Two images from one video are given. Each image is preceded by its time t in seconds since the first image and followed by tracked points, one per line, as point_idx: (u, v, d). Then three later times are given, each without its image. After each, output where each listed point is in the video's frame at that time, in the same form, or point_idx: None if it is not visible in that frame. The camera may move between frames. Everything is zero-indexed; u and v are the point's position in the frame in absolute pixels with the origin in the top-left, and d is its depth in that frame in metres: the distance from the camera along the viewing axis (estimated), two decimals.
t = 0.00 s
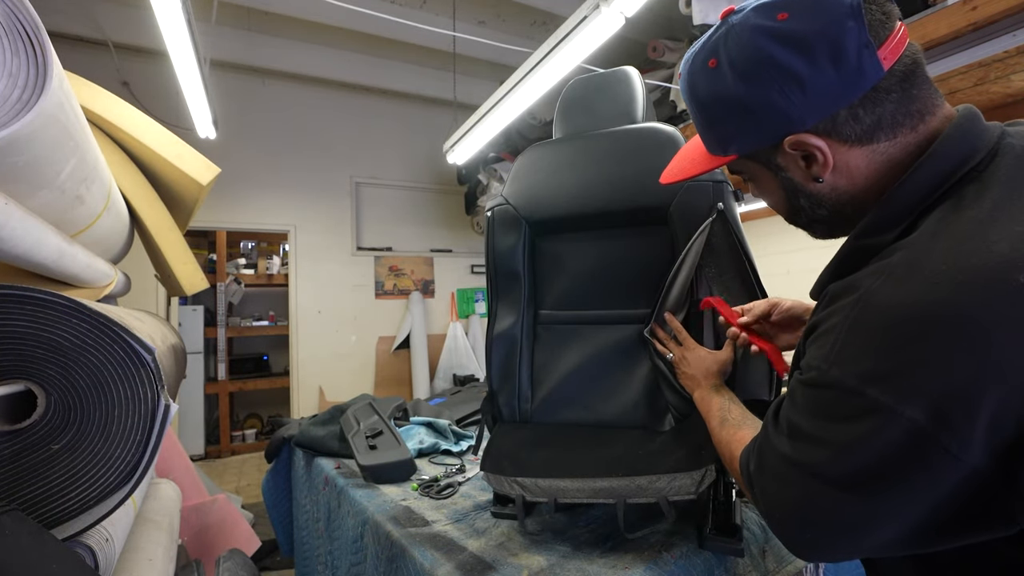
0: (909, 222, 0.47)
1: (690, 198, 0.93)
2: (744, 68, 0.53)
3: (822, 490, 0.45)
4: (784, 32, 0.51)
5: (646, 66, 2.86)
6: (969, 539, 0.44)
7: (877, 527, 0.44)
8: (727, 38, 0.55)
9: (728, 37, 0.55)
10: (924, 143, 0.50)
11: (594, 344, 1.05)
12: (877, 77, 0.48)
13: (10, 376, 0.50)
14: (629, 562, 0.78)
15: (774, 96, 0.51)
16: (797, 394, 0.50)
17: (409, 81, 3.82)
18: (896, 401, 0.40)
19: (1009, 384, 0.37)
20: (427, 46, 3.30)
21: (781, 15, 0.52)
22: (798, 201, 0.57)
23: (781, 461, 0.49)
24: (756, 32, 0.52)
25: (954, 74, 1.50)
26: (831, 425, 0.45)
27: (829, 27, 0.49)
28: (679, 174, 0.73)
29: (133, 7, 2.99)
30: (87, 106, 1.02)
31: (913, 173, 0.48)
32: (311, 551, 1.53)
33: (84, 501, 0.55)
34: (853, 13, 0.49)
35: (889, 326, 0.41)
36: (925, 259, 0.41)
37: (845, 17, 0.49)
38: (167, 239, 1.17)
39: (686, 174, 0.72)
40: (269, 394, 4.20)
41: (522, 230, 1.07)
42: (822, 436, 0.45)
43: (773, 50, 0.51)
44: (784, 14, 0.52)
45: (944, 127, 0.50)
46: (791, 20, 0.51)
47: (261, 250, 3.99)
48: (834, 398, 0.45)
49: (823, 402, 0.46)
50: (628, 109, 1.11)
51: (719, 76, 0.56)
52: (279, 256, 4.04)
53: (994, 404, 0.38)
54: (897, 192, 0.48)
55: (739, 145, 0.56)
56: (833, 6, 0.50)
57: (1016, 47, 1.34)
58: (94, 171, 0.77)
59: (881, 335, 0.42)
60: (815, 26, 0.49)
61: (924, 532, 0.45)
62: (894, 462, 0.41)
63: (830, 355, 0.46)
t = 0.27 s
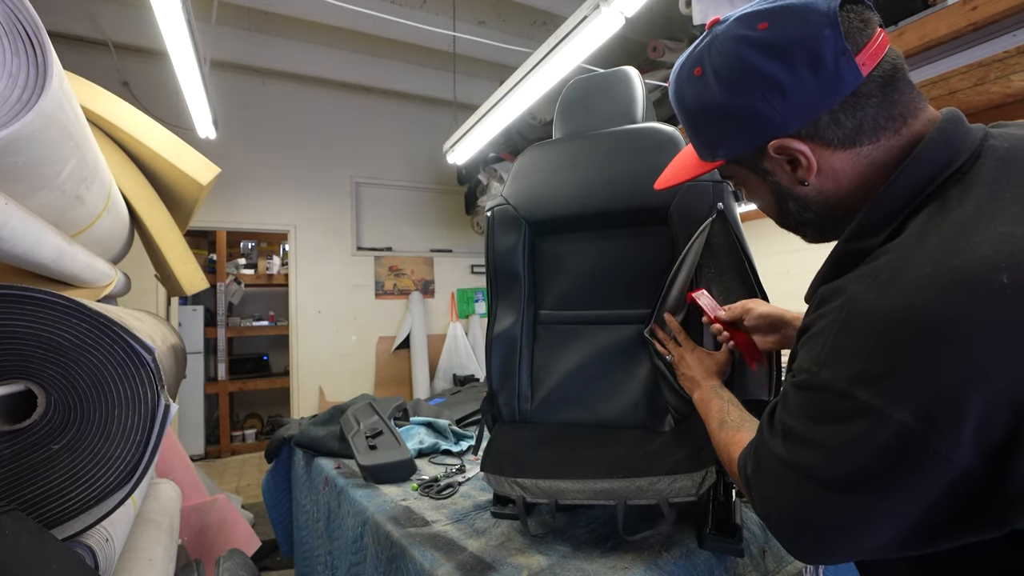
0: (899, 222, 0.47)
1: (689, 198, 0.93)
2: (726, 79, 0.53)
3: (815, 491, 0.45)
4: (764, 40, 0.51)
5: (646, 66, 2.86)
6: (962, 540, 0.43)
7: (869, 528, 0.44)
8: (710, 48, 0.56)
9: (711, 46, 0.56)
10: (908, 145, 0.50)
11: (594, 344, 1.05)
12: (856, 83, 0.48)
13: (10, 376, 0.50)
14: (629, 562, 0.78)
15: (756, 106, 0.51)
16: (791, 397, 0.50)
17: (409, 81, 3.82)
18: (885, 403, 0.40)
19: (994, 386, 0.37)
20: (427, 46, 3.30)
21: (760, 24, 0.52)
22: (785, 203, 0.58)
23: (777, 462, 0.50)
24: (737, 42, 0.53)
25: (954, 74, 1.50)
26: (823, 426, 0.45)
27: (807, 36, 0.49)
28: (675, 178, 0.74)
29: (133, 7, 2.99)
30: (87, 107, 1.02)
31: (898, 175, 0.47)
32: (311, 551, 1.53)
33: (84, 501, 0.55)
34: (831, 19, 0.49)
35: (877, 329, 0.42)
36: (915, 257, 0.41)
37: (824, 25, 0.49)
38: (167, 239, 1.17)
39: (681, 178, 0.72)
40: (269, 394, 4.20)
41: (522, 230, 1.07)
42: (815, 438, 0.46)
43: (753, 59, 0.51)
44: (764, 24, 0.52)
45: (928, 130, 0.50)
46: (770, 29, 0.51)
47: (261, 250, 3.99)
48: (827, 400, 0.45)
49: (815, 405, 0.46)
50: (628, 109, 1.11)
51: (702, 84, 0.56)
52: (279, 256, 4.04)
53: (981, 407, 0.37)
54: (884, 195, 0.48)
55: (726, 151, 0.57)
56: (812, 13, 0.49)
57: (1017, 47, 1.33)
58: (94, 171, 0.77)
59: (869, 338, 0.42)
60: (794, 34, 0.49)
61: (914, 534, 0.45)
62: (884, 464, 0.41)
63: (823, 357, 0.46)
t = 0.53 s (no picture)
0: (888, 225, 0.46)
1: (689, 199, 0.94)
2: (704, 96, 0.54)
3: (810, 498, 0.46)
4: (738, 58, 0.52)
5: (646, 66, 2.86)
6: (953, 548, 0.43)
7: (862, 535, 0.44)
8: (688, 67, 0.57)
9: (689, 65, 0.56)
10: (896, 150, 0.50)
11: (594, 344, 1.05)
12: (834, 93, 0.48)
13: (10, 376, 0.50)
14: (629, 562, 0.78)
15: (736, 121, 0.52)
16: (781, 405, 0.50)
17: (409, 81, 3.82)
18: (870, 412, 0.40)
19: (978, 395, 0.37)
20: (427, 46, 3.30)
21: (734, 41, 0.52)
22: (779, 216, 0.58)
23: (770, 469, 0.50)
24: (712, 60, 0.53)
25: (954, 75, 1.50)
26: (813, 436, 0.45)
27: (780, 50, 0.49)
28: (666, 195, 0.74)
29: (133, 7, 2.99)
30: (87, 107, 1.02)
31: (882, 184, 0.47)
32: (311, 551, 1.53)
33: (83, 501, 0.55)
34: (802, 33, 0.49)
35: (862, 339, 0.42)
36: (903, 262, 0.41)
37: (796, 38, 0.49)
38: (167, 239, 1.17)
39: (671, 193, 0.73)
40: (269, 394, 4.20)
41: (522, 230, 1.07)
42: (804, 446, 0.46)
43: (729, 75, 0.52)
44: (738, 40, 0.52)
45: (916, 132, 0.50)
46: (744, 46, 0.52)
47: (261, 250, 3.99)
48: (813, 409, 0.45)
49: (805, 413, 0.46)
50: (628, 109, 1.11)
51: (682, 102, 0.57)
52: (279, 256, 4.04)
53: (965, 416, 0.37)
54: (871, 202, 0.47)
55: (711, 166, 0.57)
56: (784, 29, 0.50)
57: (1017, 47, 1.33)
58: (94, 171, 0.77)
59: (854, 348, 0.42)
60: (766, 51, 0.50)
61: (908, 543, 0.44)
62: (872, 472, 0.41)
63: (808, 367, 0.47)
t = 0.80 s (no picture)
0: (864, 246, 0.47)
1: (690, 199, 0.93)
2: (664, 132, 0.55)
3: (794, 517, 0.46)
4: (694, 91, 0.53)
5: (646, 66, 2.86)
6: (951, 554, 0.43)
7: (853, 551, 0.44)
8: (649, 105, 0.58)
9: (649, 103, 0.58)
10: (866, 166, 0.49)
11: (594, 344, 1.05)
12: (790, 119, 0.48)
13: (10, 376, 0.50)
14: (629, 563, 0.78)
15: (696, 156, 0.53)
16: (769, 425, 0.50)
17: (409, 81, 3.82)
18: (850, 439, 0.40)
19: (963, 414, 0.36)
20: (427, 46, 3.30)
21: (687, 77, 0.54)
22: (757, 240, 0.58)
23: (757, 487, 0.50)
24: (670, 95, 0.55)
25: (954, 74, 1.50)
26: (797, 459, 0.45)
27: (730, 81, 0.50)
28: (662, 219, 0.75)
29: (133, 7, 2.99)
30: (87, 106, 1.02)
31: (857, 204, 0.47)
32: (311, 551, 1.53)
33: (84, 500, 0.55)
34: (750, 64, 0.50)
35: (840, 366, 0.42)
36: (899, 262, 0.41)
37: (745, 69, 0.50)
38: (167, 239, 1.17)
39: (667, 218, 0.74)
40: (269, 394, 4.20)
41: (522, 230, 1.07)
42: (788, 469, 0.46)
43: (685, 111, 0.53)
44: (690, 76, 0.54)
45: (885, 147, 0.49)
46: (695, 82, 0.53)
47: (261, 250, 3.99)
48: (797, 433, 0.45)
49: (790, 434, 0.46)
50: (628, 109, 1.11)
51: (646, 139, 0.59)
52: (279, 256, 4.04)
53: (947, 437, 0.37)
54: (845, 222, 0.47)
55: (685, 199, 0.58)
56: (734, 60, 0.51)
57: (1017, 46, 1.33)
58: (94, 171, 0.77)
59: (835, 372, 0.42)
60: (720, 81, 0.51)
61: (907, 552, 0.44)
62: (854, 495, 0.41)
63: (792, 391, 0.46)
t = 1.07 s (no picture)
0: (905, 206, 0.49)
1: (689, 200, 0.93)
2: None
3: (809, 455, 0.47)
4: None
5: (646, 66, 2.86)
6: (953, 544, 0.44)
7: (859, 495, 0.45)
8: None
9: None
10: (940, 129, 0.55)
11: (593, 345, 1.05)
12: (902, 42, 0.53)
13: (9, 376, 0.50)
14: (629, 563, 0.78)
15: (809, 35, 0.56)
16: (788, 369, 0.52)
17: (409, 81, 3.82)
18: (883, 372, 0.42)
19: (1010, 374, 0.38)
20: (427, 46, 3.30)
21: None
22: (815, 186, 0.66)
23: (768, 431, 0.51)
24: None
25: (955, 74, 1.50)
26: (831, 403, 0.45)
27: None
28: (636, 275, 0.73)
29: (133, 7, 2.99)
30: (87, 106, 1.02)
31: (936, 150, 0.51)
32: (311, 551, 1.53)
33: (84, 500, 0.55)
34: None
35: (900, 308, 0.42)
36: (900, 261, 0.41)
37: None
38: (167, 239, 1.17)
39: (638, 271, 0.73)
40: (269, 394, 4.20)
41: (521, 230, 1.07)
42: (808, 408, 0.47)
43: None
44: None
45: (960, 117, 0.54)
46: None
47: (261, 250, 3.99)
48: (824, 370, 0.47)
49: (823, 380, 0.47)
50: (628, 109, 1.11)
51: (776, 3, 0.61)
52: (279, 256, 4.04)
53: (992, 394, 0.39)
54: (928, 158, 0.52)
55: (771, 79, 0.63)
56: None
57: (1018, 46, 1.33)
58: (93, 171, 0.77)
59: (893, 312, 0.43)
60: None
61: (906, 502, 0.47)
62: (873, 434, 0.43)
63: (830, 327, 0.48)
